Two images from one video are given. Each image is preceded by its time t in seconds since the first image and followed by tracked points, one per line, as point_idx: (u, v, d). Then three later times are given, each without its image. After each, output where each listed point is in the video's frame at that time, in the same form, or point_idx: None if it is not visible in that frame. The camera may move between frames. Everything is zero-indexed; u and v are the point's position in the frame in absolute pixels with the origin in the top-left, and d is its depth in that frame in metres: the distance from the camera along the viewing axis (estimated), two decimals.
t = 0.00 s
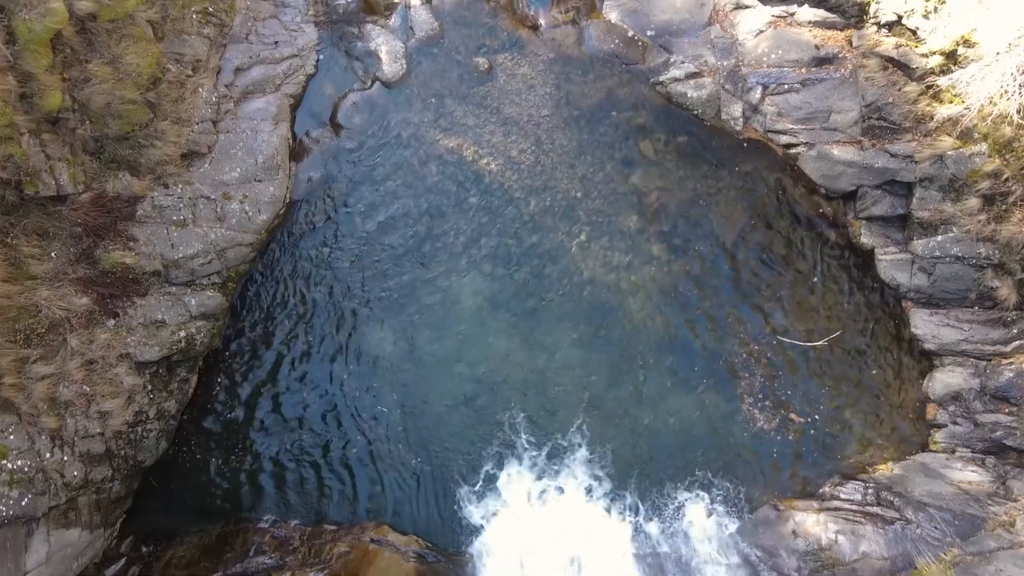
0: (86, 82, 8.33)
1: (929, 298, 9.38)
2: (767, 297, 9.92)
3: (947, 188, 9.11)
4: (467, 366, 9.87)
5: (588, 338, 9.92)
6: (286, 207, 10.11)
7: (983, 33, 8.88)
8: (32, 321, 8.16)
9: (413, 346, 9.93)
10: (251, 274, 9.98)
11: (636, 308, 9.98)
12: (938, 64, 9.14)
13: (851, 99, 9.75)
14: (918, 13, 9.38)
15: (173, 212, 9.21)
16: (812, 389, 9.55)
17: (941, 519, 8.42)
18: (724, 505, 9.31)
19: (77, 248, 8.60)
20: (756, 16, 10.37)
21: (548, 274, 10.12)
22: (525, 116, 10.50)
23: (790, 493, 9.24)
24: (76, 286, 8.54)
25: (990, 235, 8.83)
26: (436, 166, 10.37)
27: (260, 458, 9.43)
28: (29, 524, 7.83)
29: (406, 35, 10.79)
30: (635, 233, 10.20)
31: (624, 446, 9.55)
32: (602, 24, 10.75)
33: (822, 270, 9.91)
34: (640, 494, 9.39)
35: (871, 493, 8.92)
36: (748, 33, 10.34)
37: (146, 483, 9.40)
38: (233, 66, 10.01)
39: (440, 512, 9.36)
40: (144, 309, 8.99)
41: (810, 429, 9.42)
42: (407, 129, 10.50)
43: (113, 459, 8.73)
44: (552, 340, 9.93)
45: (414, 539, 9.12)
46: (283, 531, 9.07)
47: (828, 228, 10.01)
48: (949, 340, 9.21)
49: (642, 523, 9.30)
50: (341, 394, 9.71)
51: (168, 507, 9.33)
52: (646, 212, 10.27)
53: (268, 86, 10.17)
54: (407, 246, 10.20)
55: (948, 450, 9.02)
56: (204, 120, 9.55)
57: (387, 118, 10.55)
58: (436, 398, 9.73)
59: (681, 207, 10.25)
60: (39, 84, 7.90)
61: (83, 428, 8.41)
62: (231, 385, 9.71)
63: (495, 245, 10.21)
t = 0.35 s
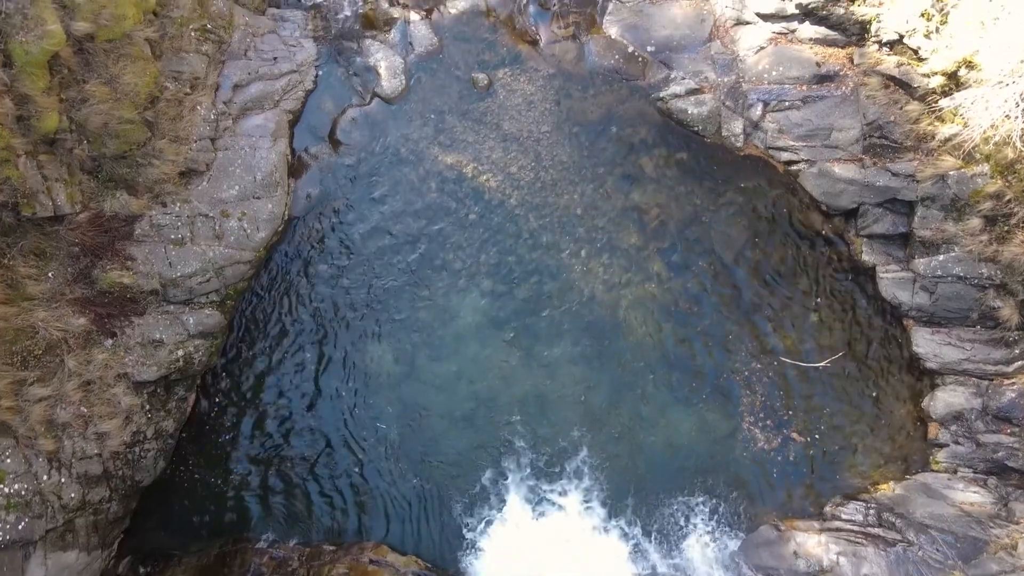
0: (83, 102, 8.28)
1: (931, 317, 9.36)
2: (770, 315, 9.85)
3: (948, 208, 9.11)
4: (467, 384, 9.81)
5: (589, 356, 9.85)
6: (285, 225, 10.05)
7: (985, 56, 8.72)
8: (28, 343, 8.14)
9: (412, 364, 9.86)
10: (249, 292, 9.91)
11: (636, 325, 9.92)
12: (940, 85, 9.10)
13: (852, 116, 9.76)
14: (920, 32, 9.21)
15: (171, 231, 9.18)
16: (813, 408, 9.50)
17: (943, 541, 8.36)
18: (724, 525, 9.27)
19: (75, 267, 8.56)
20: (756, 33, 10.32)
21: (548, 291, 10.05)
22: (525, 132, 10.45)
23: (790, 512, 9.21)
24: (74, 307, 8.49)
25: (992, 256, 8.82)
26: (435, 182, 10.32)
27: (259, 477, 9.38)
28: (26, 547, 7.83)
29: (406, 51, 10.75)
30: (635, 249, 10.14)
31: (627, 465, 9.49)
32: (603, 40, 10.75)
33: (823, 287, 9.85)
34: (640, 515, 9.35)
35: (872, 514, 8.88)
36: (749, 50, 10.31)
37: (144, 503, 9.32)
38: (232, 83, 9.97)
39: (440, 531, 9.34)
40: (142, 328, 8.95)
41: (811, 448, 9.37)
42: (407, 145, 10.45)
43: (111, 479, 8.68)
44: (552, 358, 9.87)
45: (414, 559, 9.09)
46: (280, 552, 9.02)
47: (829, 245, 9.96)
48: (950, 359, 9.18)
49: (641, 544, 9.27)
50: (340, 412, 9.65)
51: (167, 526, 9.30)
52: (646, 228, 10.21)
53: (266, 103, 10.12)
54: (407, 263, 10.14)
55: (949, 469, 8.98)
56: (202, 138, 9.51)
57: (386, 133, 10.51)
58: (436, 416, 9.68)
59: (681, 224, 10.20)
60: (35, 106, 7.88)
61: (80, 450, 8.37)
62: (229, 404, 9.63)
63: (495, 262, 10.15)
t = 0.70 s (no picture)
0: (81, 123, 8.24)
1: (932, 336, 9.31)
2: (771, 333, 9.79)
3: (950, 228, 9.11)
4: (467, 402, 9.74)
5: (589, 374, 9.79)
6: (283, 242, 10.00)
7: (988, 79, 8.52)
8: (25, 365, 8.11)
9: (412, 382, 9.80)
10: (248, 311, 9.87)
11: (636, 342, 9.86)
12: (942, 106, 9.02)
13: (853, 135, 9.77)
14: (921, 53, 9.19)
15: (169, 250, 9.13)
16: (815, 427, 9.44)
17: (943, 563, 8.27)
18: (726, 545, 9.20)
19: (72, 287, 8.53)
20: (757, 50, 10.31)
21: (548, 309, 9.99)
22: (525, 149, 10.41)
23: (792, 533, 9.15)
24: (71, 328, 8.47)
25: (994, 277, 8.81)
26: (434, 199, 10.27)
27: (258, 497, 9.33)
28: (23, 571, 7.75)
29: (405, 66, 10.74)
30: (636, 266, 10.09)
31: (628, 485, 9.43)
32: (603, 55, 10.74)
33: (825, 305, 9.81)
34: (641, 536, 9.28)
35: (873, 535, 8.85)
36: (749, 67, 10.30)
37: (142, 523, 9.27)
38: (231, 100, 9.93)
39: (440, 552, 9.26)
40: (139, 348, 8.88)
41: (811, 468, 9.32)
42: (406, 162, 10.41)
43: (109, 500, 8.62)
44: (552, 375, 9.81)
45: None
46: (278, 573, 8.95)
47: (829, 263, 9.93)
48: (952, 379, 9.14)
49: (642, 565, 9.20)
50: (339, 431, 9.58)
51: (165, 547, 9.21)
52: (647, 245, 10.15)
53: (265, 120, 10.09)
54: (406, 280, 10.08)
55: (951, 489, 8.89)
56: (200, 156, 9.48)
57: (385, 149, 10.46)
58: (436, 435, 9.61)
59: (682, 240, 10.14)
60: (32, 128, 7.84)
61: (77, 472, 8.32)
62: (227, 423, 9.58)
63: (494, 279, 10.09)
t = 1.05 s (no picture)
0: (77, 145, 8.22)
1: (934, 355, 9.25)
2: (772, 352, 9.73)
3: (952, 248, 9.09)
4: (467, 421, 9.67)
5: (589, 392, 9.74)
6: (282, 260, 9.93)
7: (990, 103, 8.63)
8: (21, 388, 8.12)
9: (412, 400, 9.74)
10: (245, 329, 9.78)
11: (637, 361, 9.80)
12: (945, 127, 9.06)
13: (854, 154, 9.72)
14: (923, 73, 9.12)
15: (166, 269, 9.09)
16: (815, 447, 9.38)
17: None
18: (725, 565, 9.18)
19: (69, 308, 8.49)
20: (756, 67, 10.28)
21: (548, 327, 9.94)
22: (525, 166, 10.37)
23: (792, 553, 9.11)
24: (68, 349, 8.44)
25: (997, 298, 8.81)
26: (434, 217, 10.22)
27: (255, 517, 9.25)
28: None
29: (404, 82, 10.69)
30: (636, 284, 10.04)
31: (630, 504, 9.37)
32: (602, 71, 10.71)
33: (827, 324, 9.76)
34: (640, 556, 9.26)
35: (875, 557, 8.79)
36: (749, 84, 10.27)
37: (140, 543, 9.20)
38: (229, 118, 9.88)
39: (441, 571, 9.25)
40: (137, 369, 8.85)
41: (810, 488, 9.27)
42: (405, 178, 10.37)
43: (106, 522, 8.57)
44: (552, 394, 9.75)
45: None
46: None
47: (831, 281, 9.88)
48: (954, 399, 9.09)
49: None
50: (339, 451, 9.51)
51: (163, 567, 9.15)
52: (647, 263, 10.10)
53: (263, 137, 10.05)
54: (405, 297, 10.02)
55: (953, 511, 8.84)
56: (198, 175, 9.43)
57: (384, 166, 10.42)
58: (436, 454, 9.55)
59: (682, 258, 10.09)
60: (28, 151, 7.85)
61: (74, 494, 8.30)
62: (226, 442, 9.49)
63: (494, 296, 10.04)
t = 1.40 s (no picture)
0: (74, 167, 8.20)
1: (935, 375, 9.28)
2: (774, 370, 9.65)
3: (954, 270, 9.16)
4: (467, 439, 9.49)
5: (588, 410, 9.58)
6: (280, 278, 9.90)
7: (990, 126, 8.57)
8: (18, 412, 8.04)
9: (410, 418, 9.57)
10: (243, 349, 9.73)
11: (637, 379, 9.68)
12: (947, 148, 9.07)
13: (856, 172, 9.82)
14: (924, 94, 9.08)
15: (164, 289, 9.05)
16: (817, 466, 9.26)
17: None
18: None
19: (66, 329, 8.45)
20: (756, 85, 10.43)
21: (548, 345, 9.82)
22: (525, 183, 10.34)
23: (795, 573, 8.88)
24: (64, 371, 8.38)
25: (999, 320, 8.85)
26: (433, 234, 10.16)
27: (249, 537, 9.08)
28: None
29: (403, 98, 10.67)
30: (636, 301, 9.96)
31: (634, 527, 9.13)
32: (602, 87, 10.79)
33: (828, 342, 9.71)
34: None
35: None
36: (749, 102, 10.43)
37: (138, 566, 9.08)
38: (227, 135, 9.84)
39: None
40: (134, 391, 8.77)
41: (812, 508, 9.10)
42: (404, 195, 10.32)
43: (103, 544, 8.50)
44: (551, 413, 9.59)
45: None
46: None
47: (831, 300, 9.89)
48: (955, 419, 9.07)
49: None
50: (336, 470, 9.36)
51: None
52: (648, 281, 10.04)
53: (262, 154, 10.01)
54: (404, 315, 9.91)
55: (955, 532, 8.76)
56: (196, 195, 9.41)
57: (382, 183, 10.37)
58: (434, 473, 9.35)
59: (682, 276, 10.04)
60: (25, 175, 7.75)
61: (71, 518, 8.24)
62: (222, 462, 9.38)
63: (494, 313, 9.93)
